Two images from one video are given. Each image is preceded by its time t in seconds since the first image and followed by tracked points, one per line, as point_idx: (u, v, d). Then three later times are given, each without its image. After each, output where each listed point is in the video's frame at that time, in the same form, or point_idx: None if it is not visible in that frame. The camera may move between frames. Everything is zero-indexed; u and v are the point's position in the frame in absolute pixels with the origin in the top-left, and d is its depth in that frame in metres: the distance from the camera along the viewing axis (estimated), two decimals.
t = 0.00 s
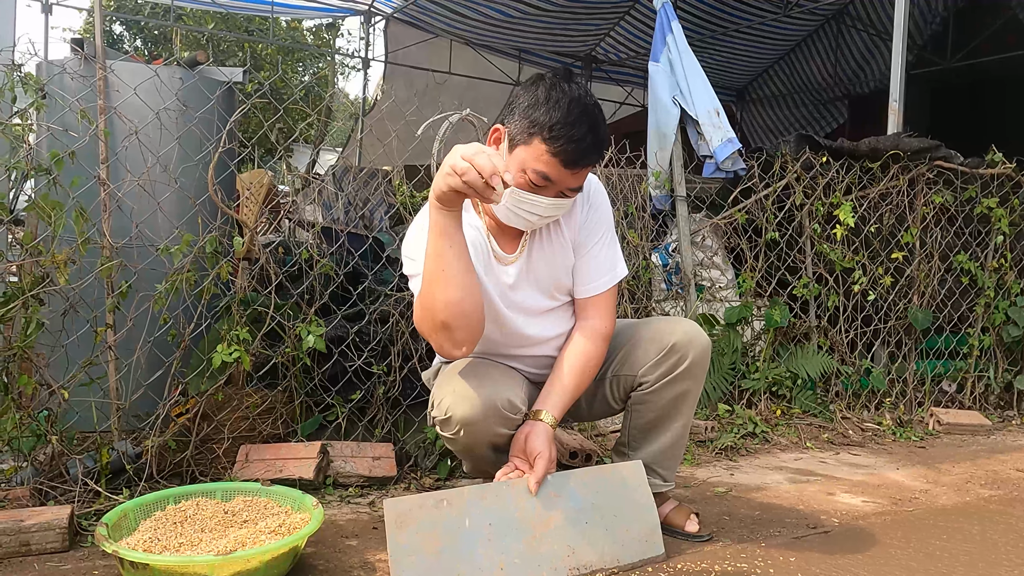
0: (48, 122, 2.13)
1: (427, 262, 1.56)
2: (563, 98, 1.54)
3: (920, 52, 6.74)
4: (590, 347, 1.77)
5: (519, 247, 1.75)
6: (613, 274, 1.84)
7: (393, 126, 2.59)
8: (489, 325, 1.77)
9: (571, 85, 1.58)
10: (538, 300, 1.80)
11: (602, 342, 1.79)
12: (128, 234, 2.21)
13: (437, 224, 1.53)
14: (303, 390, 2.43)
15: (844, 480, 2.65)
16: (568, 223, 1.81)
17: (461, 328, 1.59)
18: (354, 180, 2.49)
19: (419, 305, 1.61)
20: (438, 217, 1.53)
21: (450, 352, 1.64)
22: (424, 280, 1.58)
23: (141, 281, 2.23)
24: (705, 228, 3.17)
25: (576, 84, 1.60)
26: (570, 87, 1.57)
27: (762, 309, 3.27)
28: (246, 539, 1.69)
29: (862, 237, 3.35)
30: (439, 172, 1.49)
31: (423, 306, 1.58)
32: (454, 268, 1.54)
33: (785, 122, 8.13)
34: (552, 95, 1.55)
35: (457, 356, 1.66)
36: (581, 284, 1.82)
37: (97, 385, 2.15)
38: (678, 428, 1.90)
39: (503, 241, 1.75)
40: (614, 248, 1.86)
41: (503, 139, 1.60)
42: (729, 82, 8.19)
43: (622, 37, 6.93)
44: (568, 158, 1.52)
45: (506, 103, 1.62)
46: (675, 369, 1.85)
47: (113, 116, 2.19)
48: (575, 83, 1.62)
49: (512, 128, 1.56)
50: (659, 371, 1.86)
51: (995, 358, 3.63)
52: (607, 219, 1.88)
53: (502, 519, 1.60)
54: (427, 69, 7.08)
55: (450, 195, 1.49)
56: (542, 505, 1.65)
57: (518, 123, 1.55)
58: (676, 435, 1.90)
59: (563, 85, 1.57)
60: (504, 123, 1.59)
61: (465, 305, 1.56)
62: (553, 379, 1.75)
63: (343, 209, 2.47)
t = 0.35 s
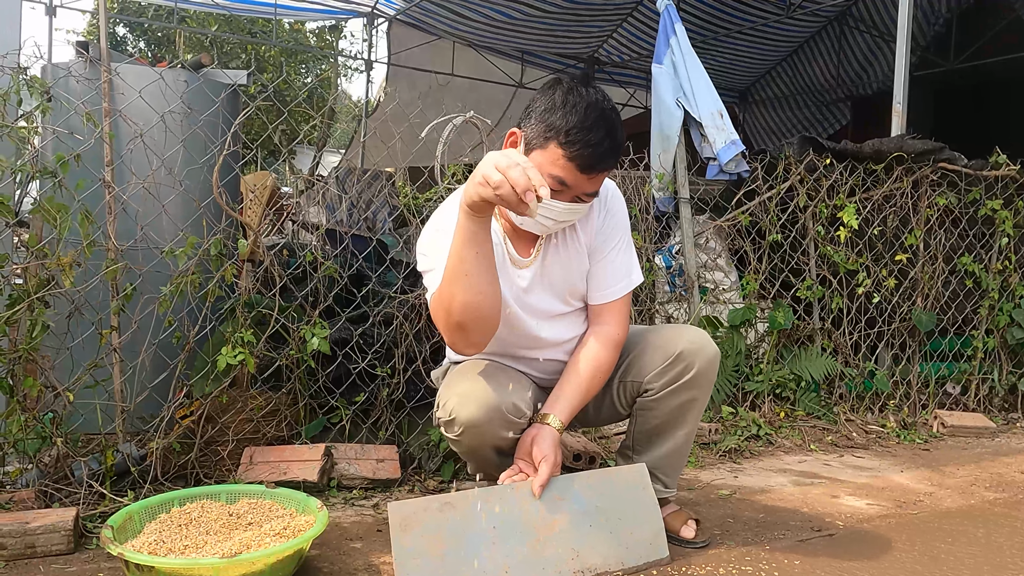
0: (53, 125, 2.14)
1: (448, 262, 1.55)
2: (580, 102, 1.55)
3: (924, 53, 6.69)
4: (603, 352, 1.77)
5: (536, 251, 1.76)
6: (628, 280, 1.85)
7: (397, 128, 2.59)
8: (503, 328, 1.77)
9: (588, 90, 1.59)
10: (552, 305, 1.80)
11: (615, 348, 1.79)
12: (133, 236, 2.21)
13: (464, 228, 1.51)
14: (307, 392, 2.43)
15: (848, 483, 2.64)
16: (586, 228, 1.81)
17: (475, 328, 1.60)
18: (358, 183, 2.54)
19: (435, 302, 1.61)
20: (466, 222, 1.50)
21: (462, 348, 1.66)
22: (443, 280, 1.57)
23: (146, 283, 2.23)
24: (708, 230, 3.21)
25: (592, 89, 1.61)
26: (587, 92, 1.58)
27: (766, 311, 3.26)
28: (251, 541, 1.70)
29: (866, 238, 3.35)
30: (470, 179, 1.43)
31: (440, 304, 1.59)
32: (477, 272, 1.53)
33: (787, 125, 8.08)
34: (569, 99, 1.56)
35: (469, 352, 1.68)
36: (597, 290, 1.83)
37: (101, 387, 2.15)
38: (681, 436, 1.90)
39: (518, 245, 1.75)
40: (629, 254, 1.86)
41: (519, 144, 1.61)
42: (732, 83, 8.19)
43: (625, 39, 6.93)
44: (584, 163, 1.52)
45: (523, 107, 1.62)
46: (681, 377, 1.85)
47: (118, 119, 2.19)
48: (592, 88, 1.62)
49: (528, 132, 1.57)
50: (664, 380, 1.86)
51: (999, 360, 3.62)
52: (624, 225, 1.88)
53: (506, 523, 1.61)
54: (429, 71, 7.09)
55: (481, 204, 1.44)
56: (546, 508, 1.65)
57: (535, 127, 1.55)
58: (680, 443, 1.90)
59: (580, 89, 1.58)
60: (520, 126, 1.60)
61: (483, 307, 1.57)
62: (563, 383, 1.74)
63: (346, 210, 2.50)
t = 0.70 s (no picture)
0: (51, 128, 2.13)
1: (481, 267, 1.54)
2: (605, 105, 1.56)
3: (921, 54, 6.65)
4: (615, 360, 1.77)
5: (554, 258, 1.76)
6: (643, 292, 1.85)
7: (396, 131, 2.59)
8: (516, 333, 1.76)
9: (612, 93, 1.60)
10: (566, 313, 1.80)
11: (626, 358, 1.79)
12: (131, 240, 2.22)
13: (499, 230, 1.51)
14: (306, 395, 2.43)
15: (847, 485, 2.64)
16: (604, 237, 1.82)
17: (508, 338, 1.56)
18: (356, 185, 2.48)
19: (465, 309, 1.58)
20: (501, 224, 1.51)
21: (491, 361, 1.61)
22: (474, 288, 1.56)
23: (144, 286, 2.23)
24: (707, 233, 3.19)
25: (616, 93, 1.62)
26: (612, 95, 1.59)
27: (765, 313, 3.26)
28: (250, 546, 1.69)
29: (865, 240, 3.35)
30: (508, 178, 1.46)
31: (471, 313, 1.56)
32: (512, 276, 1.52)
33: (785, 126, 8.10)
34: (594, 101, 1.57)
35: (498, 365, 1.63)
36: (611, 299, 1.83)
37: (98, 391, 2.14)
38: (687, 437, 1.90)
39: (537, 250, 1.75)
40: (645, 268, 1.87)
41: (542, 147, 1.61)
42: (731, 85, 8.19)
43: (623, 40, 6.94)
44: (608, 164, 1.52)
45: (546, 111, 1.63)
46: (690, 378, 1.85)
47: (116, 122, 2.19)
48: (614, 90, 1.63)
49: (552, 135, 1.57)
50: (673, 381, 1.86)
51: (998, 362, 3.63)
52: (641, 238, 1.89)
53: (506, 526, 1.60)
54: (428, 72, 7.09)
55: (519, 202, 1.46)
56: (547, 511, 1.65)
57: (559, 130, 1.56)
58: (685, 444, 1.90)
59: (605, 92, 1.59)
60: (544, 131, 1.60)
61: (517, 313, 1.54)
62: (571, 388, 1.74)
63: (344, 212, 2.45)
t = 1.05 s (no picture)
0: (45, 129, 2.13)
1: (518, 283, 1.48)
2: (614, 110, 1.57)
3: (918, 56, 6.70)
4: (618, 365, 1.77)
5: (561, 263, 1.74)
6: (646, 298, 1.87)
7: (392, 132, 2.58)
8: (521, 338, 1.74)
9: (620, 98, 1.60)
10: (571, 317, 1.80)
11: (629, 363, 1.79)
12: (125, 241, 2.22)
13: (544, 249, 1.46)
14: (301, 397, 2.43)
15: (843, 487, 2.64)
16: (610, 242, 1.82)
17: (536, 353, 1.51)
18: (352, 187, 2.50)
19: (492, 318, 1.51)
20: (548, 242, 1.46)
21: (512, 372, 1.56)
22: (505, 301, 1.49)
23: (138, 288, 2.23)
24: (705, 234, 3.17)
25: (624, 97, 1.62)
26: (620, 99, 1.60)
27: (762, 314, 3.26)
28: (243, 549, 1.69)
29: (861, 242, 3.35)
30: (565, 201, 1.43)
31: (500, 326, 1.49)
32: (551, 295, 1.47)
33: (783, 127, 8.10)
34: (603, 106, 1.57)
35: (515, 374, 1.58)
36: (617, 304, 1.83)
37: (93, 393, 2.14)
38: (686, 439, 1.90)
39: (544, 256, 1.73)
40: (648, 274, 1.89)
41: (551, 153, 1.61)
42: (729, 86, 8.20)
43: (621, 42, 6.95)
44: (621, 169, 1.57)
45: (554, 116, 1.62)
46: (690, 381, 1.85)
47: (111, 124, 2.19)
48: (621, 95, 1.64)
49: (562, 141, 1.57)
50: (673, 384, 1.85)
51: (994, 363, 3.63)
52: (646, 245, 1.90)
53: (501, 529, 1.60)
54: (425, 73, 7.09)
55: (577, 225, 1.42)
56: (543, 514, 1.65)
57: (569, 136, 1.56)
58: (683, 446, 1.90)
59: (614, 97, 1.60)
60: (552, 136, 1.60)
61: (550, 331, 1.49)
62: (574, 392, 1.73)
63: (341, 213, 2.46)
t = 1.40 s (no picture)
0: (36, 132, 2.14)
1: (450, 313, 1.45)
2: (586, 110, 1.56)
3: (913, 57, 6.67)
4: (606, 367, 1.79)
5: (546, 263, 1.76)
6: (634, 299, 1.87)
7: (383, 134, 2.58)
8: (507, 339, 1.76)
9: (594, 98, 1.60)
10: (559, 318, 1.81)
11: (617, 363, 1.81)
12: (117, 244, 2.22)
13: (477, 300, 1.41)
14: (293, 399, 2.43)
15: (834, 488, 2.64)
16: (597, 242, 1.83)
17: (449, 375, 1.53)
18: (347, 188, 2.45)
19: (419, 328, 1.51)
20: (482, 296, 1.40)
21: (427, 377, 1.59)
22: (433, 320, 1.49)
23: (130, 290, 2.24)
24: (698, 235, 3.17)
25: (599, 97, 1.61)
26: (593, 99, 1.59)
27: (755, 315, 3.26)
28: (232, 551, 1.69)
29: (854, 243, 3.35)
30: (508, 274, 1.36)
31: (422, 340, 1.50)
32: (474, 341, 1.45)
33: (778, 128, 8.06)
34: (575, 107, 1.57)
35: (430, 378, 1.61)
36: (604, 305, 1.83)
37: (84, 395, 2.15)
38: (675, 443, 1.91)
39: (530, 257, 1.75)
40: (636, 275, 1.90)
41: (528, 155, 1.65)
42: (726, 87, 8.20)
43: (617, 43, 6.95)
44: (592, 168, 1.53)
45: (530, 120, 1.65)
46: (679, 386, 1.86)
47: (103, 127, 2.20)
48: (598, 95, 1.63)
49: (536, 141, 1.60)
50: (663, 388, 1.86)
51: (987, 364, 3.63)
52: (634, 245, 1.91)
53: (491, 532, 1.60)
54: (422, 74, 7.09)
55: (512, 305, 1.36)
56: (532, 516, 1.65)
57: (541, 137, 1.58)
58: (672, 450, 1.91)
59: (587, 97, 1.59)
60: (529, 137, 1.63)
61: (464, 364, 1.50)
62: (563, 394, 1.75)
63: (335, 214, 2.45)
